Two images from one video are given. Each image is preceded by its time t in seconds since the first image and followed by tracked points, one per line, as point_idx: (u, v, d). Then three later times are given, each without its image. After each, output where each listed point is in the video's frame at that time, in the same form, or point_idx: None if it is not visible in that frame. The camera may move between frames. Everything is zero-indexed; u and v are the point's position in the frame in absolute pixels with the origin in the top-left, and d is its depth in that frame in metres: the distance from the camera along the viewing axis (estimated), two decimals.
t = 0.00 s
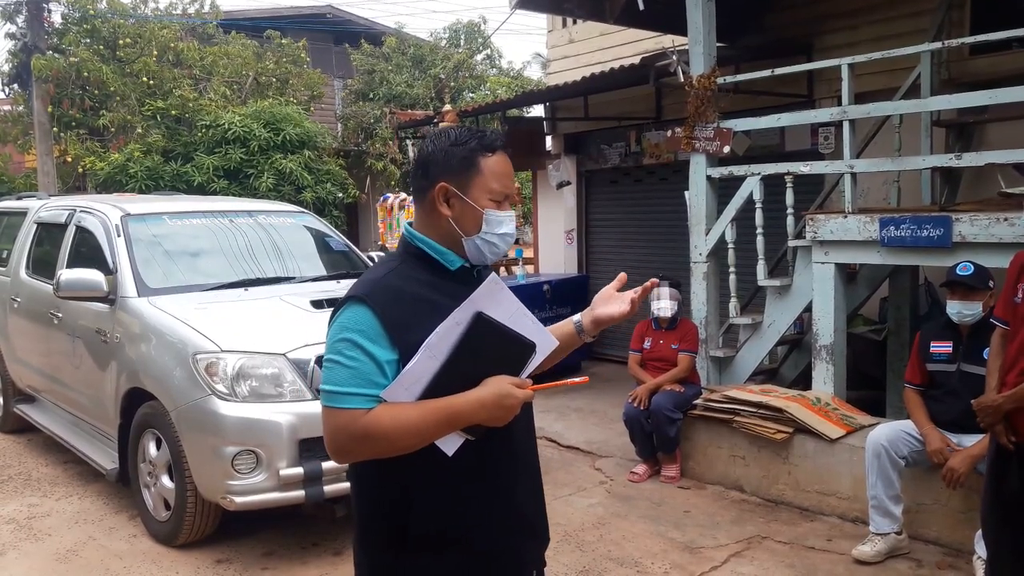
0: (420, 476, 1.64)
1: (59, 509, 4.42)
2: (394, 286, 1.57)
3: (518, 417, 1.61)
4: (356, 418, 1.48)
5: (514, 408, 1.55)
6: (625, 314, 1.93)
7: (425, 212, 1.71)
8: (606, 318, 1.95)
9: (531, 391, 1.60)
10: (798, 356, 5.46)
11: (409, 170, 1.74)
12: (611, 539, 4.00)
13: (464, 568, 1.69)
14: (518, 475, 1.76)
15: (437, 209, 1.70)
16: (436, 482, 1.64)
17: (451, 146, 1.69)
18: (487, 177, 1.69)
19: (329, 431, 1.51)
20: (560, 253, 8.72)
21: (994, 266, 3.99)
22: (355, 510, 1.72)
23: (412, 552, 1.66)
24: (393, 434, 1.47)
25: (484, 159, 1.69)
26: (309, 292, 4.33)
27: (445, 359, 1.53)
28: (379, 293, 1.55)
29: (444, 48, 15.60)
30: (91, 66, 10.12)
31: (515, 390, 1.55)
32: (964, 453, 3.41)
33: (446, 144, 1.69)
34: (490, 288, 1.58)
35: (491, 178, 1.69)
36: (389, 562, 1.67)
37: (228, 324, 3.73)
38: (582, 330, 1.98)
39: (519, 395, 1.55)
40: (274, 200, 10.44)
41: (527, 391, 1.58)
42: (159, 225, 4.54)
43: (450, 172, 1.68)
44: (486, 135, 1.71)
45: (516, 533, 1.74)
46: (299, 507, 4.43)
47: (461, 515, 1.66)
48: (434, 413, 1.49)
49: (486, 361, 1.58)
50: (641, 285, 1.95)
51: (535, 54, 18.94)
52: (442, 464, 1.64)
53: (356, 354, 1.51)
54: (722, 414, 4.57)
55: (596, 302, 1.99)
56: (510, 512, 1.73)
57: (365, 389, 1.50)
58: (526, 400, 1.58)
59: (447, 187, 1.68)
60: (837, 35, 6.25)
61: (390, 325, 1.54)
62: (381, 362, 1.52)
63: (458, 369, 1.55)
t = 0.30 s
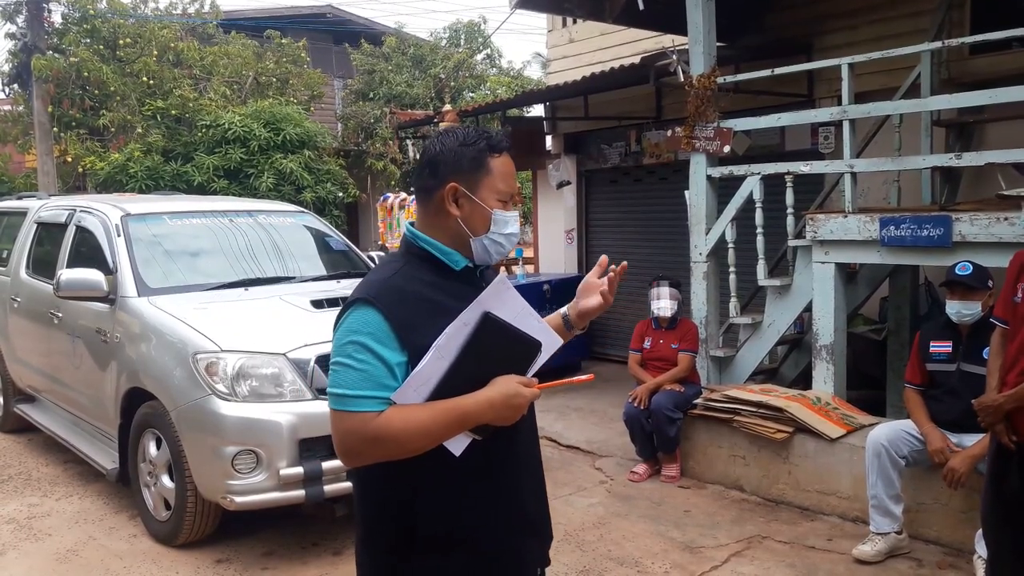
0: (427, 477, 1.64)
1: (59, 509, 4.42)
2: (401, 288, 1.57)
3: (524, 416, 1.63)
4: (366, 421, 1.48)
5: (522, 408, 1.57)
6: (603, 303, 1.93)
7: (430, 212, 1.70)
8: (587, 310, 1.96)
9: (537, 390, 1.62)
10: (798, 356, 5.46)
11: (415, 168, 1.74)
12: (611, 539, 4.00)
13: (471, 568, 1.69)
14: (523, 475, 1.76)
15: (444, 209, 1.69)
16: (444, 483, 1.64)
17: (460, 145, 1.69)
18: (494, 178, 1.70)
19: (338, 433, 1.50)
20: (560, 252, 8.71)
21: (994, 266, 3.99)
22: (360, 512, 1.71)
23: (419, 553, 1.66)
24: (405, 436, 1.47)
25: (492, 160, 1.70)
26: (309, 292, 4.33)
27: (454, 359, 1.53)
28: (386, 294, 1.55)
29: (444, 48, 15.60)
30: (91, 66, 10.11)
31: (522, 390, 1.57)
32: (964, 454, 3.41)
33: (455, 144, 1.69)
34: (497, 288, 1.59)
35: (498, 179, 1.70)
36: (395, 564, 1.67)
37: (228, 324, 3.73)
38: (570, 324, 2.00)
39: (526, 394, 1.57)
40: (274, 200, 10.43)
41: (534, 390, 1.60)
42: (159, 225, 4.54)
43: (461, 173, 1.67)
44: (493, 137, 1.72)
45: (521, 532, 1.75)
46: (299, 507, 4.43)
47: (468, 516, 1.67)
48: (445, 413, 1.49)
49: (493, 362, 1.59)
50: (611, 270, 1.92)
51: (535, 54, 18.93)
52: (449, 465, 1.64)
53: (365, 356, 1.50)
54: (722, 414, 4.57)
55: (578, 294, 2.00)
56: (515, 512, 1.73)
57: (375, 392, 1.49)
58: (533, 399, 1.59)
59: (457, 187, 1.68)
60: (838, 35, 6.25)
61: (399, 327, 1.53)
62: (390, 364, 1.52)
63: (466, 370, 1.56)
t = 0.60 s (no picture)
0: (427, 477, 1.64)
1: (59, 510, 4.41)
2: (399, 288, 1.57)
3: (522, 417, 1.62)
4: (364, 421, 1.48)
5: (520, 408, 1.56)
6: (605, 321, 1.92)
7: (430, 213, 1.70)
8: (589, 323, 1.94)
9: (536, 391, 1.62)
10: (797, 356, 5.46)
11: (414, 168, 1.73)
12: (610, 539, 4.00)
13: (469, 568, 1.69)
14: (522, 475, 1.76)
15: (444, 210, 1.69)
16: (443, 483, 1.64)
17: (460, 146, 1.69)
18: (493, 179, 1.70)
19: (335, 434, 1.50)
20: (560, 253, 8.71)
21: (993, 266, 3.99)
22: (359, 512, 1.71)
23: (419, 554, 1.66)
24: (402, 436, 1.47)
25: (492, 160, 1.70)
26: (309, 292, 4.32)
27: (452, 360, 1.53)
28: (385, 294, 1.55)
29: (443, 48, 15.61)
30: (91, 66, 10.10)
31: (521, 390, 1.56)
32: (964, 453, 3.42)
33: (454, 144, 1.69)
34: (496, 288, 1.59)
35: (497, 179, 1.70)
36: (394, 564, 1.67)
37: (227, 324, 3.73)
38: (570, 335, 1.99)
39: (525, 395, 1.57)
40: (274, 200, 10.43)
41: (532, 391, 1.59)
42: (159, 225, 4.54)
43: (461, 173, 1.68)
44: (492, 137, 1.72)
45: (520, 533, 1.75)
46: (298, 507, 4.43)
47: (468, 516, 1.67)
48: (442, 414, 1.49)
49: (491, 363, 1.59)
50: (620, 286, 1.92)
51: (534, 54, 18.94)
52: (447, 464, 1.64)
53: (363, 356, 1.50)
54: (722, 414, 4.57)
55: (581, 305, 1.99)
56: (514, 512, 1.73)
57: (373, 392, 1.49)
58: (531, 400, 1.59)
59: (457, 188, 1.67)
60: (837, 35, 6.25)
61: (397, 327, 1.53)
62: (388, 364, 1.52)
63: (464, 370, 1.55)
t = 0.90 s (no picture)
0: (423, 477, 1.64)
1: (59, 510, 4.41)
2: (394, 288, 1.57)
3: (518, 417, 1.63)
4: (359, 421, 1.47)
5: (515, 408, 1.56)
6: (605, 325, 1.91)
7: (425, 213, 1.70)
8: (589, 327, 1.93)
9: (532, 390, 1.62)
10: (797, 356, 5.46)
11: (409, 168, 1.73)
12: (610, 539, 4.00)
13: (467, 569, 1.69)
14: (520, 476, 1.76)
15: (439, 209, 1.69)
16: (439, 483, 1.64)
17: (454, 145, 1.69)
18: (488, 177, 1.70)
19: (330, 434, 1.50)
20: (560, 253, 8.72)
21: (993, 267, 3.99)
22: (356, 513, 1.71)
23: (416, 554, 1.66)
24: (397, 436, 1.47)
25: (486, 159, 1.70)
26: (308, 292, 4.32)
27: (447, 360, 1.53)
28: (380, 294, 1.55)
29: (443, 48, 15.63)
30: (91, 66, 10.07)
31: (517, 390, 1.56)
32: (963, 453, 3.42)
33: (448, 144, 1.69)
34: (491, 288, 1.59)
35: (492, 178, 1.70)
36: (392, 564, 1.67)
37: (227, 324, 3.73)
38: (569, 338, 1.98)
39: (521, 395, 1.57)
40: (274, 200, 10.43)
41: (528, 391, 1.59)
42: (159, 225, 4.54)
43: (455, 172, 1.68)
44: (486, 136, 1.72)
45: (518, 533, 1.75)
46: (298, 507, 4.43)
47: (465, 516, 1.67)
48: (437, 414, 1.49)
49: (487, 363, 1.59)
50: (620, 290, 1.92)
51: (534, 54, 18.94)
52: (444, 465, 1.64)
53: (358, 355, 1.50)
54: (722, 414, 4.57)
55: (580, 310, 1.98)
56: (512, 512, 1.73)
57: (368, 392, 1.49)
58: (527, 400, 1.59)
59: (452, 187, 1.67)
60: (838, 36, 6.24)
61: (392, 327, 1.53)
62: (383, 364, 1.52)
63: (460, 370, 1.56)
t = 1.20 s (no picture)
0: (421, 476, 1.64)
1: (58, 510, 4.41)
2: (391, 287, 1.57)
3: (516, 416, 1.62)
4: (356, 420, 1.47)
5: (513, 406, 1.56)
6: (603, 325, 1.90)
7: (421, 212, 1.70)
8: (587, 327, 1.93)
9: (530, 389, 1.62)
10: (797, 355, 5.47)
11: (404, 167, 1.73)
12: (611, 538, 4.00)
13: (464, 569, 1.68)
14: (518, 474, 1.77)
15: (435, 208, 1.69)
16: (437, 482, 1.64)
17: (448, 144, 1.69)
18: (483, 176, 1.70)
19: (328, 433, 1.50)
20: (560, 252, 8.72)
21: (993, 266, 3.99)
22: (354, 513, 1.71)
23: (414, 553, 1.66)
24: (395, 435, 1.47)
25: (481, 158, 1.70)
26: (308, 291, 4.32)
27: (445, 358, 1.53)
28: (377, 293, 1.55)
29: (443, 47, 15.63)
30: (91, 65, 10.04)
31: (515, 388, 1.56)
32: (964, 453, 3.42)
33: (443, 143, 1.69)
34: (489, 287, 1.59)
35: (487, 177, 1.70)
36: (389, 565, 1.67)
37: (226, 324, 3.72)
38: (567, 338, 1.98)
39: (519, 393, 1.57)
40: (274, 200, 10.43)
41: (526, 389, 1.59)
42: (158, 225, 4.54)
43: (450, 172, 1.67)
44: (481, 135, 1.72)
45: (516, 532, 1.75)
46: (298, 507, 4.43)
47: (464, 515, 1.67)
48: (435, 412, 1.49)
49: (484, 361, 1.59)
50: (619, 290, 1.91)
51: (534, 54, 18.94)
52: (441, 464, 1.64)
53: (355, 355, 1.50)
54: (722, 413, 4.57)
55: (578, 310, 1.97)
56: (510, 512, 1.73)
57: (366, 390, 1.49)
58: (525, 398, 1.59)
59: (447, 186, 1.67)
60: (838, 34, 6.24)
61: (389, 326, 1.53)
62: (380, 363, 1.51)
63: (457, 369, 1.56)
